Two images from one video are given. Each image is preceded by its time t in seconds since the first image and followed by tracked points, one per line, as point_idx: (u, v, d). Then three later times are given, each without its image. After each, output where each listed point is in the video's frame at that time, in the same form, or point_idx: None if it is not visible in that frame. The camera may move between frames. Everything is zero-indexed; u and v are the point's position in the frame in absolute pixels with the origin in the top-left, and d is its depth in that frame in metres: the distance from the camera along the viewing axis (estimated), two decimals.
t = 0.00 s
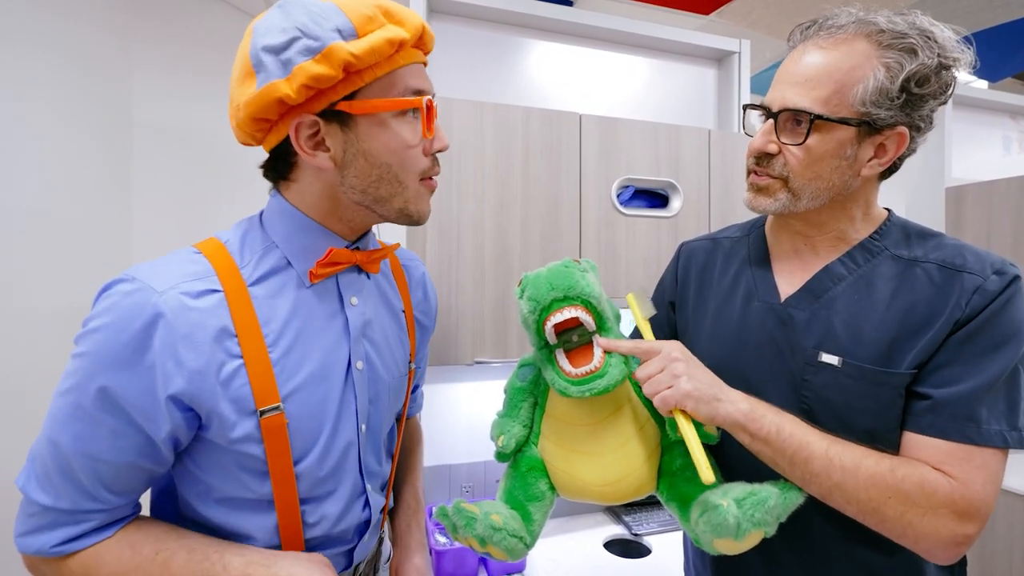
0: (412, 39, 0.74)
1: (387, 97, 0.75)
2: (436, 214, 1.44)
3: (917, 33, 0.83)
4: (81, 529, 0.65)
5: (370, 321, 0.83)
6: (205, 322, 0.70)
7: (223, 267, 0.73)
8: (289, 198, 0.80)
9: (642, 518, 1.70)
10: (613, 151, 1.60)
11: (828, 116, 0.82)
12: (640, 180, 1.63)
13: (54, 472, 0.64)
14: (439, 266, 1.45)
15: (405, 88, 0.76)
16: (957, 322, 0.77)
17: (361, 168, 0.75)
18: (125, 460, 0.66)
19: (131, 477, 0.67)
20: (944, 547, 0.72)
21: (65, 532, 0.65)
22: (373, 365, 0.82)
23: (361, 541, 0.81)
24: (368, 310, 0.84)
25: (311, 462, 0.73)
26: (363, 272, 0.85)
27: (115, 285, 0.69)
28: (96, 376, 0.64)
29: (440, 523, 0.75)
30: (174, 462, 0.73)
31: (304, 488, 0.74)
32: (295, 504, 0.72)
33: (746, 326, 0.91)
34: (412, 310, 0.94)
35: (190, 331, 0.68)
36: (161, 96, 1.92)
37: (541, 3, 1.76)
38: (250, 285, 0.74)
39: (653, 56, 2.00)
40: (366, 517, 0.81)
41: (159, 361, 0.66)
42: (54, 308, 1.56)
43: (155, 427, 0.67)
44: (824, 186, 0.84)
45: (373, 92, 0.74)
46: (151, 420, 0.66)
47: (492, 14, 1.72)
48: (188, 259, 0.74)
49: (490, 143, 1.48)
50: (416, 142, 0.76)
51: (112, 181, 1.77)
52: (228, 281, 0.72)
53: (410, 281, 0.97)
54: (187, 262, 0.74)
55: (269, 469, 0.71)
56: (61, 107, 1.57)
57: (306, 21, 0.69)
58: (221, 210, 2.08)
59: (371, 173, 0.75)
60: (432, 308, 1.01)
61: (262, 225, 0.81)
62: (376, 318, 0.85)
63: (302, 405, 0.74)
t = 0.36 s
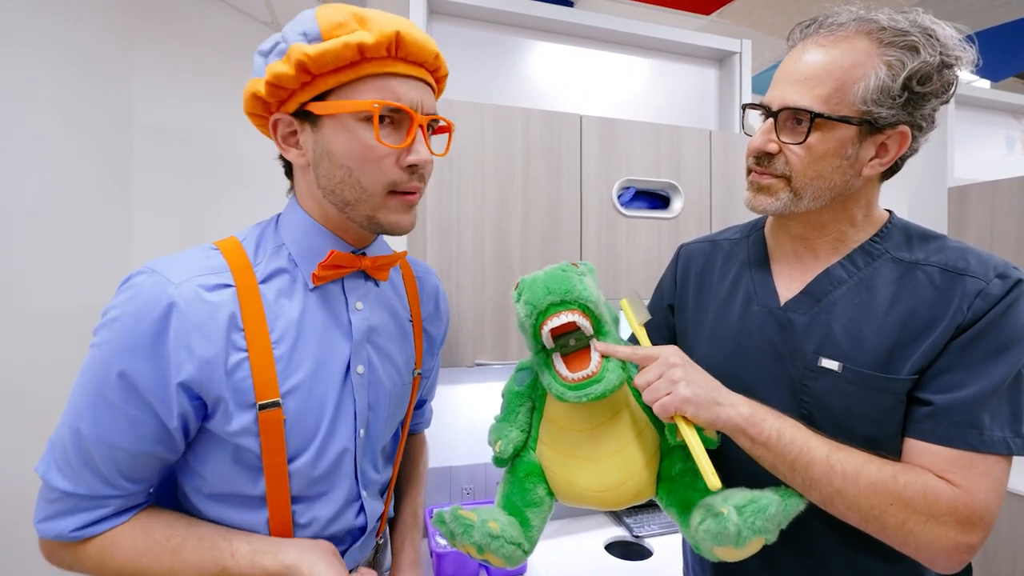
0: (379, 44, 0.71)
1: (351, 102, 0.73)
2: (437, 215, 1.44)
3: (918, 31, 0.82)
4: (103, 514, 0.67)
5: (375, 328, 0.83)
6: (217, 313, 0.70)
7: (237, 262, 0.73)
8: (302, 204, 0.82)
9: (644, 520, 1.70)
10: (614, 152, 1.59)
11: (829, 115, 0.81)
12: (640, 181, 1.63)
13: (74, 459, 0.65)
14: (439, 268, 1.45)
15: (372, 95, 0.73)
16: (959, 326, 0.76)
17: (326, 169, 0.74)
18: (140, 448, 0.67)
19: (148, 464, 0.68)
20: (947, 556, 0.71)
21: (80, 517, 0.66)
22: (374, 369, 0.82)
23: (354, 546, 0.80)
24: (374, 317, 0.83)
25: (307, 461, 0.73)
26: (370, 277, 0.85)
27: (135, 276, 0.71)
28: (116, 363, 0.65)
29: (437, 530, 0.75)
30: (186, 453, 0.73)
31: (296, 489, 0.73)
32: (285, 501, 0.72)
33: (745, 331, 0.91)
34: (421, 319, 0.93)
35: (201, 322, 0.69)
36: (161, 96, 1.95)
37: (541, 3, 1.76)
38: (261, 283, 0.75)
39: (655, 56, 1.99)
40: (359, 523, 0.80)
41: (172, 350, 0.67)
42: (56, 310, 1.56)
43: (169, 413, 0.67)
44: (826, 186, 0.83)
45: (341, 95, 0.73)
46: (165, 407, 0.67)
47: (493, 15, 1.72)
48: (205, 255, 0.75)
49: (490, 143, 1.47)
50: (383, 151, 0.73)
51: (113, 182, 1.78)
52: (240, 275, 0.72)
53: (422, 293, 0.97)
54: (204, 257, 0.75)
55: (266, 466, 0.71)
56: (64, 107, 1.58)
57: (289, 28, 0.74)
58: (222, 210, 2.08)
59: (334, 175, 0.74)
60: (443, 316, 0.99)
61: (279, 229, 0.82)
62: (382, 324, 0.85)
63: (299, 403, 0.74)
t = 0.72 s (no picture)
0: (384, 54, 0.71)
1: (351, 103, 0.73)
2: (434, 218, 1.43)
3: (914, 34, 0.82)
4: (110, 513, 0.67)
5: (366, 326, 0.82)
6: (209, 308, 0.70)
7: (230, 260, 0.73)
8: (296, 204, 0.82)
9: (642, 523, 1.69)
10: (612, 155, 1.60)
11: (825, 119, 0.81)
12: (639, 184, 1.63)
13: (77, 459, 0.65)
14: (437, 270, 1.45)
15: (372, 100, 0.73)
16: (957, 331, 0.76)
17: (318, 164, 0.74)
18: (142, 444, 0.67)
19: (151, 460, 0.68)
20: (945, 562, 0.71)
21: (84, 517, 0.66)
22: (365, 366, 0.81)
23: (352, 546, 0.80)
24: (364, 314, 0.83)
25: (298, 455, 0.73)
26: (361, 276, 0.85)
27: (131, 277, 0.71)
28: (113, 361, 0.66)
29: (434, 534, 0.75)
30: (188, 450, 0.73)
31: (291, 480, 0.73)
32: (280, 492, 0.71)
33: (742, 335, 0.91)
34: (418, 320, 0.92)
35: (193, 316, 0.69)
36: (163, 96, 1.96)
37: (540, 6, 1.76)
38: (253, 281, 0.76)
39: (653, 59, 1.99)
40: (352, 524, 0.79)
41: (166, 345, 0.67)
42: (56, 313, 1.56)
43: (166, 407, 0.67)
44: (823, 190, 0.83)
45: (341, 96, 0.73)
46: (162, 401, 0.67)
47: (491, 18, 1.72)
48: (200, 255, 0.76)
49: (488, 146, 1.47)
50: (376, 152, 0.73)
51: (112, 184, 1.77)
52: (230, 271, 0.72)
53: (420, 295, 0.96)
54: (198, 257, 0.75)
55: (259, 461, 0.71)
56: (65, 108, 1.57)
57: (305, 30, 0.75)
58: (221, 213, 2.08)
59: (326, 169, 0.74)
60: (441, 319, 0.97)
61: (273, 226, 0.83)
62: (374, 321, 0.84)
63: (288, 398, 0.73)
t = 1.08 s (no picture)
0: (364, 52, 0.76)
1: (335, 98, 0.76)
2: (432, 218, 1.44)
3: (908, 33, 0.83)
4: (212, 539, 0.61)
5: (354, 314, 0.84)
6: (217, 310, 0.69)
7: (212, 266, 0.72)
8: (265, 201, 0.81)
9: (639, 522, 1.70)
10: (610, 155, 1.60)
11: (821, 117, 0.82)
12: (636, 183, 1.63)
13: (147, 498, 0.62)
14: (435, 270, 1.45)
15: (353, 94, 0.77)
16: (951, 328, 0.77)
17: (307, 159, 0.76)
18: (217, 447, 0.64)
19: (220, 472, 0.63)
20: (939, 557, 0.72)
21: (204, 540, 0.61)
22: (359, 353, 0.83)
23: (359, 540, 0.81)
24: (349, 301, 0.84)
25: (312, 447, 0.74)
26: (342, 265, 0.86)
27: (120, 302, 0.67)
28: (141, 389, 0.63)
29: (434, 532, 0.75)
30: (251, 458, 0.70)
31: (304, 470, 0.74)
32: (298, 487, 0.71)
33: (740, 333, 0.91)
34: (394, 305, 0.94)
35: (209, 318, 0.68)
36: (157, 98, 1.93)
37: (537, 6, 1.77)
38: (240, 283, 0.73)
39: (650, 60, 2.00)
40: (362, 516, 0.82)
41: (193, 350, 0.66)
42: (52, 313, 1.55)
43: (212, 413, 0.65)
44: (818, 188, 0.84)
45: (323, 93, 0.76)
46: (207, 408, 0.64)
47: (489, 18, 1.72)
48: (179, 267, 0.72)
49: (486, 146, 1.48)
50: (363, 144, 0.77)
51: (109, 184, 1.78)
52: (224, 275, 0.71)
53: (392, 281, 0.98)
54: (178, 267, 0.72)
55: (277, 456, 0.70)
56: (59, 108, 1.57)
57: (266, 23, 0.73)
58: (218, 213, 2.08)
59: (318, 165, 0.76)
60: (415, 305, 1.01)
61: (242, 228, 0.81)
62: (360, 310, 0.86)
63: (301, 393, 0.74)
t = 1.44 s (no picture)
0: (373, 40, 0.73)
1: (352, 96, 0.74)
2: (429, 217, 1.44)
3: (902, 33, 0.83)
4: (295, 493, 0.60)
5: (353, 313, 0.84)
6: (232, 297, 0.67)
7: (218, 258, 0.69)
8: (270, 201, 0.78)
9: (637, 521, 1.70)
10: (607, 154, 1.60)
11: (818, 116, 0.82)
12: (633, 182, 1.64)
13: (207, 474, 0.59)
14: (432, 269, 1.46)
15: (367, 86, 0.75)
16: (946, 325, 0.77)
17: (332, 164, 0.74)
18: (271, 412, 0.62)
19: (282, 431, 0.61)
20: (933, 552, 0.72)
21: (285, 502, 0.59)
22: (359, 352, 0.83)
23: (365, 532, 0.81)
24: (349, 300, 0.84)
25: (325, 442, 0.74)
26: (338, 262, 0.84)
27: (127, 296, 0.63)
28: (175, 367, 0.59)
29: (430, 526, 0.74)
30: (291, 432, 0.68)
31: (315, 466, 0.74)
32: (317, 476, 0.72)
33: (737, 330, 0.91)
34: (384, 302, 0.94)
35: (227, 303, 0.66)
36: (161, 101, 1.95)
37: (535, 7, 1.77)
38: (248, 277, 0.72)
39: (648, 60, 2.00)
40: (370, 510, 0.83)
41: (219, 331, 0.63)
42: (50, 313, 1.55)
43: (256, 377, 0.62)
44: (816, 186, 0.84)
45: (338, 92, 0.73)
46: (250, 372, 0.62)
47: (487, 18, 1.72)
48: (180, 256, 0.68)
49: (483, 145, 1.48)
50: (383, 138, 0.76)
51: (108, 183, 1.78)
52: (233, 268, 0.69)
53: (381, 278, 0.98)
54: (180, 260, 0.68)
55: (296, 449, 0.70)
56: (57, 108, 1.57)
57: (269, 21, 0.68)
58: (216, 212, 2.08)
59: (341, 168, 0.75)
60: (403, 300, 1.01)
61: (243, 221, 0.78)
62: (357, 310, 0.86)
63: (314, 388, 0.72)
